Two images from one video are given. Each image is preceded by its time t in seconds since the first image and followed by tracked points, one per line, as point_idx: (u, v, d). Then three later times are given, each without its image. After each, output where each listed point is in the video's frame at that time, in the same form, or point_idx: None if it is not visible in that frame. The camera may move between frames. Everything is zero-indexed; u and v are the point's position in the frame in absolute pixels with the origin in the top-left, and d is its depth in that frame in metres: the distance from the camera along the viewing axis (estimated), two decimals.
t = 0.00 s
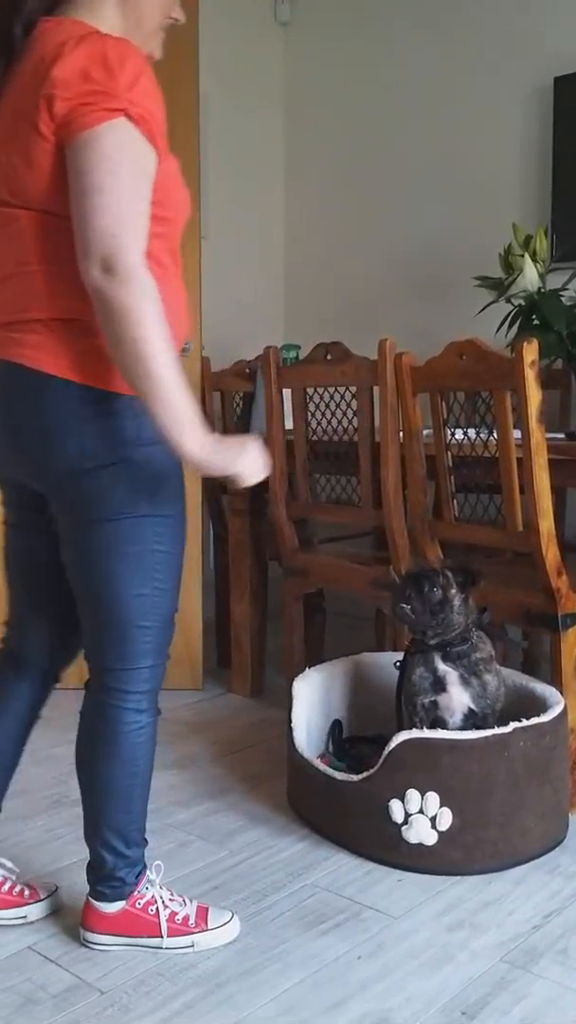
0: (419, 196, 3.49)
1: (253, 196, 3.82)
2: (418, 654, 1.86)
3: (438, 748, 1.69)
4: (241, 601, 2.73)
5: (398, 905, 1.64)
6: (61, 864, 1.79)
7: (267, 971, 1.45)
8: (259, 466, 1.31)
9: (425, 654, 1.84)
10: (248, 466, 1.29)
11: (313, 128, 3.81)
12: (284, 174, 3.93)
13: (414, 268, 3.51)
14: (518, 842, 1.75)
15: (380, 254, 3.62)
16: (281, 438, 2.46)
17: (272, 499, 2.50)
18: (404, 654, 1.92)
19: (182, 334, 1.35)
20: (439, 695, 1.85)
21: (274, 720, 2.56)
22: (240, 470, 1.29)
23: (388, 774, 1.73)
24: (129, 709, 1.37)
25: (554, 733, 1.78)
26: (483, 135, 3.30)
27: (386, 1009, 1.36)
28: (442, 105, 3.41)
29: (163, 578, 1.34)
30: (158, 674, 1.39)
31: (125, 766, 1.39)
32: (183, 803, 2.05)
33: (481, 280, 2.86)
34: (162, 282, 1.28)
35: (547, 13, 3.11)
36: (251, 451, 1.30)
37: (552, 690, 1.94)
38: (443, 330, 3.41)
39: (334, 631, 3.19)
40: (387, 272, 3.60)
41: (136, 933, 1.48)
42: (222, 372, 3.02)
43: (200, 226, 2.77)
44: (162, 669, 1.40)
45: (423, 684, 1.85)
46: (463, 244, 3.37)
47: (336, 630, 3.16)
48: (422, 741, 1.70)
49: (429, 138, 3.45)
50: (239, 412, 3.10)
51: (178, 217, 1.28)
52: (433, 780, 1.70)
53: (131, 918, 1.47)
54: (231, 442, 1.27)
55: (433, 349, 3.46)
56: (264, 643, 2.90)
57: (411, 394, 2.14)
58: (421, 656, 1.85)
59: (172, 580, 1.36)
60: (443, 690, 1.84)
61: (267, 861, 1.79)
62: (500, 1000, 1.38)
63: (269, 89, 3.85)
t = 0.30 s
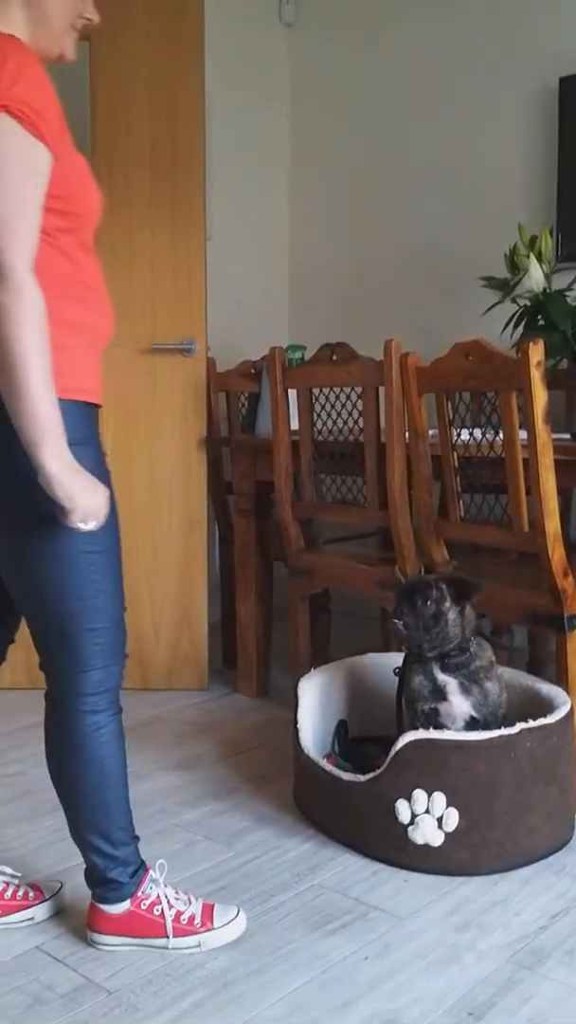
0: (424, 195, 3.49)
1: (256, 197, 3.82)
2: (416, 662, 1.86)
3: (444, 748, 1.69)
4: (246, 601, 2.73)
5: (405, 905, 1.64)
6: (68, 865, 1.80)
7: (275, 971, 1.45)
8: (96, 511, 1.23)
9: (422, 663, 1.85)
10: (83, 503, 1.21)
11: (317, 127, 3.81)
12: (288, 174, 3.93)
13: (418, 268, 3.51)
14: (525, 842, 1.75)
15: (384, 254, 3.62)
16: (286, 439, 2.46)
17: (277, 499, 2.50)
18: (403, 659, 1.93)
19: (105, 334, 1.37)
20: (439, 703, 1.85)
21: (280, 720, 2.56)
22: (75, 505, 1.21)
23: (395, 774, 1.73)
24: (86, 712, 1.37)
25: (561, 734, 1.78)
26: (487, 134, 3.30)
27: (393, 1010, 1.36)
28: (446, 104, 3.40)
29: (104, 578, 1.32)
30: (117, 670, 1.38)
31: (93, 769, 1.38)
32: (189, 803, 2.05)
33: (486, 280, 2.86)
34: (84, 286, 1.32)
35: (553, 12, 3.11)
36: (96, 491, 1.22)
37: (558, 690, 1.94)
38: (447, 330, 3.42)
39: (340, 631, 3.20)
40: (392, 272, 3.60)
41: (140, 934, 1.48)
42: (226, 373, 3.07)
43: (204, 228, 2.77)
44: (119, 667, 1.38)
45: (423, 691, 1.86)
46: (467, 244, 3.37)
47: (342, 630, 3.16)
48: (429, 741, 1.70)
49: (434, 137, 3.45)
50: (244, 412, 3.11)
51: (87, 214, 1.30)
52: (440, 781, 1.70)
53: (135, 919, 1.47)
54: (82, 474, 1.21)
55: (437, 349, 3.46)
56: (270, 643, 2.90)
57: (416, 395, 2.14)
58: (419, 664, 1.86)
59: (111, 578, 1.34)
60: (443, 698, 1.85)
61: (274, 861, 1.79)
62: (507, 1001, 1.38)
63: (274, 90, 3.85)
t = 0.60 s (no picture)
0: (429, 187, 3.48)
1: (260, 189, 3.81)
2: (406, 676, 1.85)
3: (450, 741, 1.69)
4: (251, 595, 2.73)
5: (412, 897, 1.65)
6: (74, 856, 1.80)
7: (281, 963, 1.46)
8: (36, 503, 1.26)
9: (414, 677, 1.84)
10: (25, 494, 1.25)
11: (322, 119, 3.80)
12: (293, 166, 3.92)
13: (424, 261, 3.51)
14: (532, 834, 1.75)
15: (390, 246, 3.61)
16: (291, 432, 2.46)
17: (282, 492, 2.49)
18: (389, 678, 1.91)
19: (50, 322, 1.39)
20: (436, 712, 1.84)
21: (286, 713, 2.56)
22: (19, 498, 1.25)
23: (401, 767, 1.73)
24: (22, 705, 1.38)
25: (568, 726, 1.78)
26: (493, 126, 3.29)
27: (400, 1000, 1.36)
28: (452, 96, 3.39)
29: (64, 579, 1.34)
30: (70, 676, 1.39)
31: (10, 764, 1.39)
32: (196, 796, 2.05)
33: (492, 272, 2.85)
34: (36, 278, 1.37)
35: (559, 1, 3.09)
36: (38, 487, 1.27)
37: (565, 682, 1.93)
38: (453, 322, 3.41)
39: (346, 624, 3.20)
40: (397, 265, 3.60)
41: None
42: (231, 365, 3.04)
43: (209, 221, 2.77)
44: (71, 673, 1.39)
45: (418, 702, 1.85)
46: (473, 236, 3.36)
47: (348, 624, 3.16)
48: (434, 734, 1.70)
49: (439, 129, 3.44)
50: (249, 406, 3.11)
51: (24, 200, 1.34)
52: (446, 773, 1.70)
53: None
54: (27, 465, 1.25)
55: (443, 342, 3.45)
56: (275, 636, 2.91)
57: (422, 388, 2.13)
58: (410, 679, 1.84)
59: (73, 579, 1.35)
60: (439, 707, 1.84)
61: (280, 854, 1.80)
62: (513, 992, 1.38)
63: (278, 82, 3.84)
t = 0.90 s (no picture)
0: (428, 194, 3.49)
1: (260, 195, 3.82)
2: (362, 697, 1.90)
3: (449, 747, 1.69)
4: (250, 601, 2.73)
5: (410, 904, 1.64)
6: (72, 863, 1.80)
7: (280, 969, 1.45)
8: (20, 509, 1.31)
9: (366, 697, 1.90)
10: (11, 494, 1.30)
11: (322, 126, 3.81)
12: (292, 172, 3.93)
13: (422, 268, 3.52)
14: (531, 841, 1.75)
15: (389, 252, 3.62)
16: (290, 437, 2.46)
17: (281, 498, 2.49)
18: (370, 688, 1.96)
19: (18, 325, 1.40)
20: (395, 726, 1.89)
21: (285, 719, 2.56)
22: (5, 503, 1.30)
23: (399, 773, 1.73)
24: None
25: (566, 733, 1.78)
26: (492, 134, 3.30)
27: (398, 1007, 1.36)
28: (450, 103, 3.41)
29: None
30: None
31: None
32: (194, 802, 2.05)
33: (491, 279, 2.85)
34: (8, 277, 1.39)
35: (557, 10, 3.10)
36: (21, 490, 1.31)
37: (563, 689, 1.93)
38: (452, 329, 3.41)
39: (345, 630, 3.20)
40: (396, 272, 3.61)
41: None
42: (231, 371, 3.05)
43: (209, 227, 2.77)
44: None
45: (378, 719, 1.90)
46: (472, 243, 3.37)
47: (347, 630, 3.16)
48: (433, 740, 1.70)
49: (438, 137, 3.45)
50: (248, 411, 3.11)
51: None
52: (444, 779, 1.70)
53: None
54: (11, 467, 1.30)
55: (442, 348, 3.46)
56: (274, 642, 2.91)
57: (421, 394, 2.14)
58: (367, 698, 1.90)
59: None
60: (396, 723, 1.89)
61: (278, 860, 1.79)
62: (512, 999, 1.38)
63: (278, 89, 3.85)
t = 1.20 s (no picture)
0: (429, 195, 3.49)
1: (261, 195, 3.83)
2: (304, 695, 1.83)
3: (450, 746, 1.70)
4: (251, 600, 2.74)
5: (411, 902, 1.65)
6: (72, 861, 1.80)
7: (281, 967, 1.46)
8: (20, 514, 1.28)
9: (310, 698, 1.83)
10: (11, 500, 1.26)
11: (323, 126, 3.81)
12: (293, 173, 3.93)
13: (423, 268, 3.52)
14: (531, 839, 1.75)
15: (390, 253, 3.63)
16: (290, 437, 2.47)
17: (282, 498, 2.50)
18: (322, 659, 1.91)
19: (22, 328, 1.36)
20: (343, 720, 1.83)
21: (286, 717, 2.57)
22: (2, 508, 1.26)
23: (400, 772, 1.74)
24: None
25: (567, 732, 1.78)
26: (493, 134, 3.30)
27: (399, 1006, 1.36)
28: (451, 104, 3.41)
29: None
30: None
31: None
32: (194, 801, 2.05)
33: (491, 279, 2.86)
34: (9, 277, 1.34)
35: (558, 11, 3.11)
36: (22, 495, 1.28)
37: (564, 688, 1.94)
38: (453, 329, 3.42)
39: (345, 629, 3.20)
40: (397, 272, 3.61)
41: None
42: (232, 372, 3.05)
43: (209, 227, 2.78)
44: None
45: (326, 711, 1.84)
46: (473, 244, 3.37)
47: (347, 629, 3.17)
48: (434, 739, 1.70)
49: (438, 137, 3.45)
50: (248, 411, 3.12)
51: None
52: (445, 778, 1.70)
53: None
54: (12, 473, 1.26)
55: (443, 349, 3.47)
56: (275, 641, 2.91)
57: (421, 394, 2.15)
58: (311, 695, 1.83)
59: None
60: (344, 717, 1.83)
61: (279, 859, 1.80)
62: (513, 998, 1.38)
63: (279, 90, 3.86)
